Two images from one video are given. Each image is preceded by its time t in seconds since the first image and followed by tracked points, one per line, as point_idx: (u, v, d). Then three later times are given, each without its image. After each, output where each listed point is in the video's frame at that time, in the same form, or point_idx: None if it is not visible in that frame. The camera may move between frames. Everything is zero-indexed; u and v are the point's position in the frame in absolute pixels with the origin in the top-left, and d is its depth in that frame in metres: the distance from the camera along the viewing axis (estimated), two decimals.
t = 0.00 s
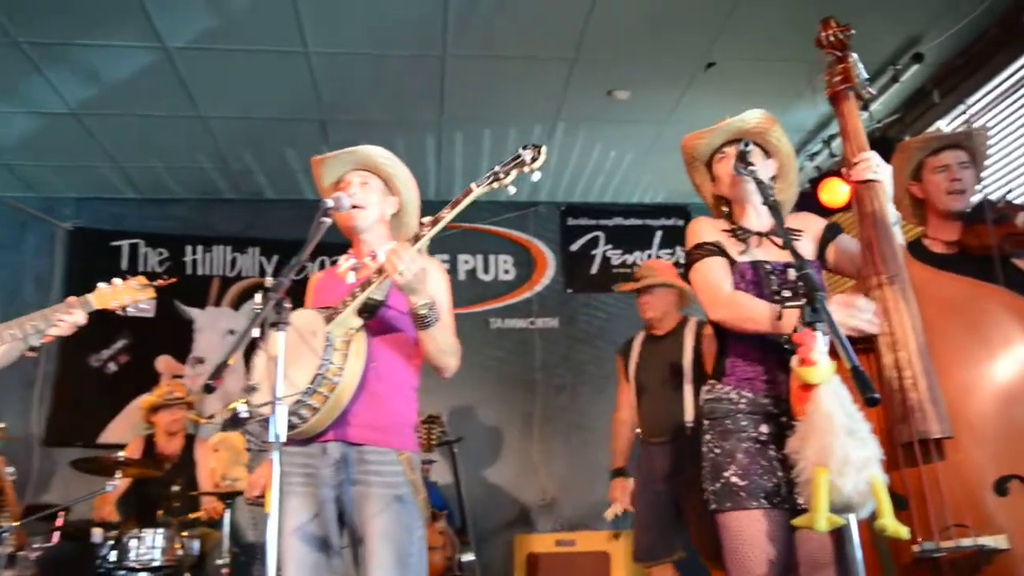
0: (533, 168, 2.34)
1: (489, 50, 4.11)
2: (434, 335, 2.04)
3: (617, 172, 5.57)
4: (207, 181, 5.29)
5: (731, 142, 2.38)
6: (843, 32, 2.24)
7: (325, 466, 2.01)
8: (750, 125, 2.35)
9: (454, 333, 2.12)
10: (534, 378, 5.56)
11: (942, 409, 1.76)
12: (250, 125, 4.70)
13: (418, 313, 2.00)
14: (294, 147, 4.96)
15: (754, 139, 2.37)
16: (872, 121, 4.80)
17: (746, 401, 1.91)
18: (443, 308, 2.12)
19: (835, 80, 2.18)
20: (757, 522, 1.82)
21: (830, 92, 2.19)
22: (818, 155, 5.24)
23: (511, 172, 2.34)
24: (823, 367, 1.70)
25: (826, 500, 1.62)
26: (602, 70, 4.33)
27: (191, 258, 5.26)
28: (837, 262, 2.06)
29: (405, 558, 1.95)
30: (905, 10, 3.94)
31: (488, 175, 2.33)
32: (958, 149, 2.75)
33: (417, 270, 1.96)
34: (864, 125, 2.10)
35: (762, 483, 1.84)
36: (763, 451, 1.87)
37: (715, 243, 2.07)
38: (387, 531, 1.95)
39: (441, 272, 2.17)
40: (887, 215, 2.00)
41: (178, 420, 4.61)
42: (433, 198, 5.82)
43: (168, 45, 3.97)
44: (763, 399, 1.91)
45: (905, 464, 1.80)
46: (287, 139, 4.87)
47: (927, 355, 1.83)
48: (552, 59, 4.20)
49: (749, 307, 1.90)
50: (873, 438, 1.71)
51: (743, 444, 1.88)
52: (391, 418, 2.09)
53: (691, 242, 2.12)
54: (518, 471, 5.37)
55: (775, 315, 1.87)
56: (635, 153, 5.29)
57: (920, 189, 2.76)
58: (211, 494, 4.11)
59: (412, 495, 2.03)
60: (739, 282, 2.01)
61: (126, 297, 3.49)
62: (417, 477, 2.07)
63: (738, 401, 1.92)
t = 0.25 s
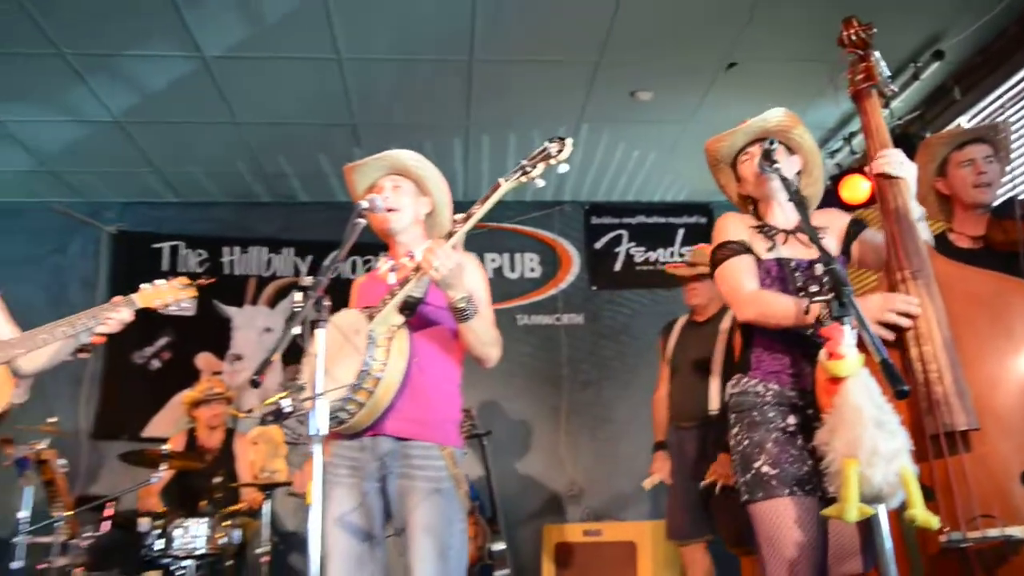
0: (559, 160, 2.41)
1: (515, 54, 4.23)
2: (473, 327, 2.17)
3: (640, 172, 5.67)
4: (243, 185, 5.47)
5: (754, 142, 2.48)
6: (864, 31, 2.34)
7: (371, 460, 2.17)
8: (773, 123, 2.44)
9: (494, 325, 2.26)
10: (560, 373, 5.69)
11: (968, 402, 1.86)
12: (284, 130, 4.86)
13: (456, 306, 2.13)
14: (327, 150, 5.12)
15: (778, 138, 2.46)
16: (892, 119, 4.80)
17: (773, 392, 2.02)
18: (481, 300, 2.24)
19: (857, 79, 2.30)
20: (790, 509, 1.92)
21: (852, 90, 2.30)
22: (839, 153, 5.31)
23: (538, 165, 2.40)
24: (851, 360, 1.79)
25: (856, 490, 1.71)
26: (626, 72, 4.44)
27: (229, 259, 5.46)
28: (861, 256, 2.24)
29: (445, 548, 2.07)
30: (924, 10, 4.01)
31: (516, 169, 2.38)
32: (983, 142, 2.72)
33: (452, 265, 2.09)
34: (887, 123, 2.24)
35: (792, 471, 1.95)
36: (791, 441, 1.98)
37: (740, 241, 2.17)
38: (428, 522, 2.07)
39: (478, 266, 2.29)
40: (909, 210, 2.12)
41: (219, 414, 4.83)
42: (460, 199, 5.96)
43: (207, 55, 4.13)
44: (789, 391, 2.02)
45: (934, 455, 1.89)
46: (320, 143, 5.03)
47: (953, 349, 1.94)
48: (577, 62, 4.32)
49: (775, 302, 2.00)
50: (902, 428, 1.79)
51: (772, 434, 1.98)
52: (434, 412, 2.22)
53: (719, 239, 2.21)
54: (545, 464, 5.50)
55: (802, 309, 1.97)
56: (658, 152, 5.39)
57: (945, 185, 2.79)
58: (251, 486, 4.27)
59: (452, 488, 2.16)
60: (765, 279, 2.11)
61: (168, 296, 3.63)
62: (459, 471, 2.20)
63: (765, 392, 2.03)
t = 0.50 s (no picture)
0: (594, 153, 2.49)
1: (544, 50, 4.33)
2: (514, 317, 2.28)
3: (668, 162, 5.75)
4: (282, 184, 5.64)
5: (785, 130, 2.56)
6: (896, 16, 2.34)
7: (424, 447, 2.28)
8: (803, 110, 2.53)
9: (534, 315, 2.36)
10: (592, 362, 5.80)
11: (1007, 384, 1.91)
12: (320, 129, 5.02)
13: (498, 298, 2.25)
14: (362, 148, 5.27)
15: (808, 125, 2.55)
16: (920, 103, 4.87)
17: (809, 380, 2.12)
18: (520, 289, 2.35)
19: (889, 64, 2.30)
20: (826, 496, 2.01)
21: (884, 75, 2.30)
22: (866, 139, 5.34)
23: (573, 159, 2.49)
24: (890, 343, 1.85)
25: (896, 472, 1.77)
26: (654, 63, 4.51)
27: (269, 256, 5.64)
28: (896, 242, 2.29)
29: (493, 533, 2.16)
30: None
31: (552, 164, 2.49)
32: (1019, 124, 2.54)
33: (493, 260, 2.20)
34: (920, 107, 2.22)
35: (829, 458, 2.03)
36: (828, 427, 2.07)
37: (776, 229, 2.23)
38: (477, 507, 2.17)
39: (517, 260, 2.40)
40: (944, 193, 2.13)
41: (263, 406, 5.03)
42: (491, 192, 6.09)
43: (247, 59, 4.29)
44: (825, 377, 2.11)
45: (972, 436, 1.94)
46: (355, 141, 5.18)
47: (991, 331, 1.97)
48: (604, 55, 4.41)
49: (813, 288, 2.06)
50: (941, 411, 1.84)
51: (809, 422, 2.08)
52: (481, 401, 2.32)
53: (755, 226, 2.30)
54: (579, 450, 5.62)
55: (836, 295, 2.04)
56: (685, 142, 5.47)
57: (980, 168, 2.57)
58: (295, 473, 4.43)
59: (500, 473, 2.25)
60: (800, 266, 2.19)
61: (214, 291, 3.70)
62: (506, 458, 2.29)
63: (800, 380, 2.12)
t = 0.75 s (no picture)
0: (616, 148, 2.50)
1: (565, 42, 4.34)
2: (546, 312, 2.31)
3: (690, 153, 5.75)
4: (307, 180, 5.71)
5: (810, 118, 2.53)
6: None
7: (460, 440, 2.32)
8: (824, 96, 2.53)
9: (564, 308, 2.38)
10: (616, 353, 5.82)
11: None
12: (344, 126, 5.06)
13: (527, 294, 2.27)
14: (385, 144, 5.31)
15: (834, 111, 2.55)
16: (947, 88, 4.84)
17: (838, 367, 2.12)
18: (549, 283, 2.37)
19: (920, 50, 2.25)
20: (856, 484, 2.02)
21: (915, 61, 2.26)
22: (893, 126, 5.29)
23: (596, 155, 2.50)
24: (923, 329, 1.86)
25: (932, 459, 1.78)
26: (675, 54, 4.51)
27: (296, 252, 5.72)
28: (926, 226, 2.31)
29: (527, 524, 2.20)
30: None
31: (574, 162, 2.49)
32: None
33: (521, 259, 2.21)
34: (953, 94, 2.19)
35: (858, 445, 2.04)
36: (857, 415, 2.07)
37: (806, 215, 2.23)
38: (511, 498, 2.21)
39: (544, 251, 2.42)
40: (978, 178, 2.11)
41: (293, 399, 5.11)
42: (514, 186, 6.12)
43: (271, 57, 4.33)
44: (854, 364, 2.12)
45: (1009, 421, 1.96)
46: (379, 137, 5.22)
47: None
48: (626, 47, 4.41)
49: (841, 274, 2.09)
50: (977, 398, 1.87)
51: (838, 409, 2.09)
52: (515, 395, 2.35)
53: (784, 212, 2.28)
54: (604, 441, 5.65)
55: (866, 282, 2.06)
56: (708, 132, 5.45)
57: (1012, 151, 2.56)
58: (326, 465, 4.50)
59: (535, 466, 2.28)
60: (830, 254, 2.20)
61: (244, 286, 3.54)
62: (539, 449, 2.33)
63: (829, 367, 2.13)
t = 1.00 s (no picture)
0: (639, 142, 2.52)
1: (591, 36, 4.39)
2: (576, 305, 2.34)
3: (718, 144, 5.78)
4: (340, 179, 5.83)
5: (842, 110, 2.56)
6: None
7: (497, 432, 2.40)
8: (852, 87, 2.57)
9: (595, 299, 2.41)
10: (647, 344, 5.87)
11: None
12: (375, 124, 5.17)
13: (558, 290, 2.31)
14: (415, 141, 5.41)
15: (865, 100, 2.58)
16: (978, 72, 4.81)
17: (876, 357, 2.15)
18: (579, 274, 2.41)
19: (953, 33, 2.25)
20: (897, 472, 2.06)
21: (948, 44, 2.26)
22: (924, 112, 5.26)
23: (618, 151, 2.53)
24: (962, 314, 1.86)
25: (972, 443, 1.77)
26: (702, 45, 4.54)
27: (331, 249, 5.85)
28: (964, 222, 2.30)
29: (566, 509, 2.27)
30: None
31: (598, 157, 2.51)
32: None
33: (549, 255, 2.23)
34: (988, 76, 2.21)
35: (900, 433, 2.07)
36: (897, 404, 2.11)
37: (842, 212, 2.27)
38: (549, 486, 2.27)
39: (574, 240, 2.49)
40: (1014, 160, 2.13)
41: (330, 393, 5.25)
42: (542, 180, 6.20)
43: (304, 59, 4.44)
44: (892, 354, 2.15)
45: None
46: (409, 135, 5.32)
47: None
48: (652, 39, 4.45)
49: (873, 276, 2.11)
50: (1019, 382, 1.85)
51: (878, 398, 2.12)
52: (551, 386, 2.42)
53: (818, 207, 2.33)
54: (636, 431, 5.71)
55: (897, 279, 2.08)
56: (735, 123, 5.48)
57: None
58: (363, 456, 4.64)
59: (570, 454, 2.35)
60: (865, 251, 2.23)
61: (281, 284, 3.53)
62: (575, 438, 2.38)
63: (867, 357, 2.17)
